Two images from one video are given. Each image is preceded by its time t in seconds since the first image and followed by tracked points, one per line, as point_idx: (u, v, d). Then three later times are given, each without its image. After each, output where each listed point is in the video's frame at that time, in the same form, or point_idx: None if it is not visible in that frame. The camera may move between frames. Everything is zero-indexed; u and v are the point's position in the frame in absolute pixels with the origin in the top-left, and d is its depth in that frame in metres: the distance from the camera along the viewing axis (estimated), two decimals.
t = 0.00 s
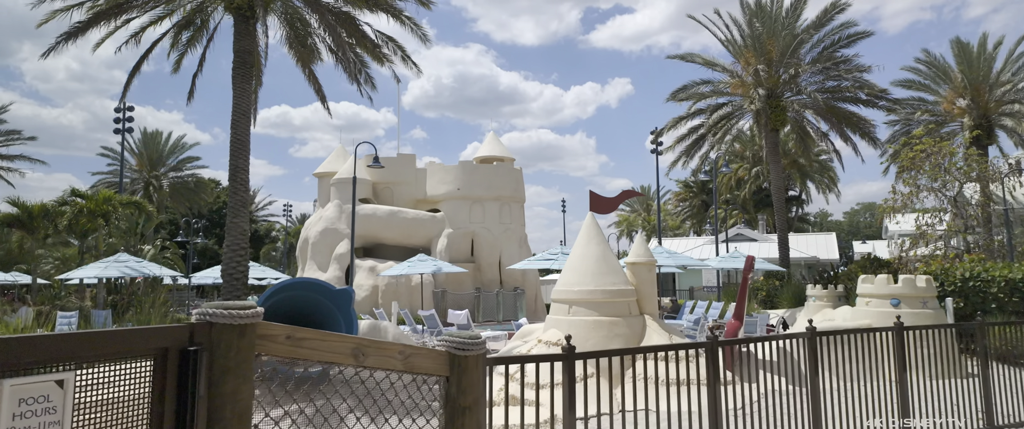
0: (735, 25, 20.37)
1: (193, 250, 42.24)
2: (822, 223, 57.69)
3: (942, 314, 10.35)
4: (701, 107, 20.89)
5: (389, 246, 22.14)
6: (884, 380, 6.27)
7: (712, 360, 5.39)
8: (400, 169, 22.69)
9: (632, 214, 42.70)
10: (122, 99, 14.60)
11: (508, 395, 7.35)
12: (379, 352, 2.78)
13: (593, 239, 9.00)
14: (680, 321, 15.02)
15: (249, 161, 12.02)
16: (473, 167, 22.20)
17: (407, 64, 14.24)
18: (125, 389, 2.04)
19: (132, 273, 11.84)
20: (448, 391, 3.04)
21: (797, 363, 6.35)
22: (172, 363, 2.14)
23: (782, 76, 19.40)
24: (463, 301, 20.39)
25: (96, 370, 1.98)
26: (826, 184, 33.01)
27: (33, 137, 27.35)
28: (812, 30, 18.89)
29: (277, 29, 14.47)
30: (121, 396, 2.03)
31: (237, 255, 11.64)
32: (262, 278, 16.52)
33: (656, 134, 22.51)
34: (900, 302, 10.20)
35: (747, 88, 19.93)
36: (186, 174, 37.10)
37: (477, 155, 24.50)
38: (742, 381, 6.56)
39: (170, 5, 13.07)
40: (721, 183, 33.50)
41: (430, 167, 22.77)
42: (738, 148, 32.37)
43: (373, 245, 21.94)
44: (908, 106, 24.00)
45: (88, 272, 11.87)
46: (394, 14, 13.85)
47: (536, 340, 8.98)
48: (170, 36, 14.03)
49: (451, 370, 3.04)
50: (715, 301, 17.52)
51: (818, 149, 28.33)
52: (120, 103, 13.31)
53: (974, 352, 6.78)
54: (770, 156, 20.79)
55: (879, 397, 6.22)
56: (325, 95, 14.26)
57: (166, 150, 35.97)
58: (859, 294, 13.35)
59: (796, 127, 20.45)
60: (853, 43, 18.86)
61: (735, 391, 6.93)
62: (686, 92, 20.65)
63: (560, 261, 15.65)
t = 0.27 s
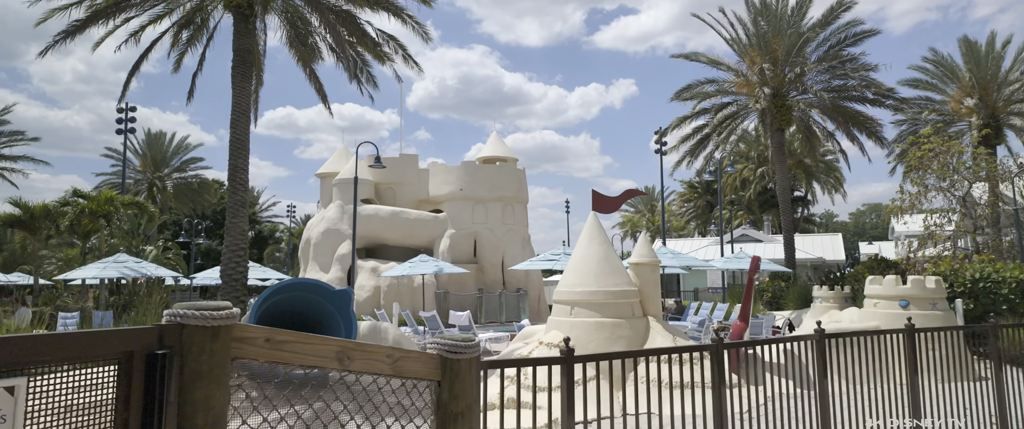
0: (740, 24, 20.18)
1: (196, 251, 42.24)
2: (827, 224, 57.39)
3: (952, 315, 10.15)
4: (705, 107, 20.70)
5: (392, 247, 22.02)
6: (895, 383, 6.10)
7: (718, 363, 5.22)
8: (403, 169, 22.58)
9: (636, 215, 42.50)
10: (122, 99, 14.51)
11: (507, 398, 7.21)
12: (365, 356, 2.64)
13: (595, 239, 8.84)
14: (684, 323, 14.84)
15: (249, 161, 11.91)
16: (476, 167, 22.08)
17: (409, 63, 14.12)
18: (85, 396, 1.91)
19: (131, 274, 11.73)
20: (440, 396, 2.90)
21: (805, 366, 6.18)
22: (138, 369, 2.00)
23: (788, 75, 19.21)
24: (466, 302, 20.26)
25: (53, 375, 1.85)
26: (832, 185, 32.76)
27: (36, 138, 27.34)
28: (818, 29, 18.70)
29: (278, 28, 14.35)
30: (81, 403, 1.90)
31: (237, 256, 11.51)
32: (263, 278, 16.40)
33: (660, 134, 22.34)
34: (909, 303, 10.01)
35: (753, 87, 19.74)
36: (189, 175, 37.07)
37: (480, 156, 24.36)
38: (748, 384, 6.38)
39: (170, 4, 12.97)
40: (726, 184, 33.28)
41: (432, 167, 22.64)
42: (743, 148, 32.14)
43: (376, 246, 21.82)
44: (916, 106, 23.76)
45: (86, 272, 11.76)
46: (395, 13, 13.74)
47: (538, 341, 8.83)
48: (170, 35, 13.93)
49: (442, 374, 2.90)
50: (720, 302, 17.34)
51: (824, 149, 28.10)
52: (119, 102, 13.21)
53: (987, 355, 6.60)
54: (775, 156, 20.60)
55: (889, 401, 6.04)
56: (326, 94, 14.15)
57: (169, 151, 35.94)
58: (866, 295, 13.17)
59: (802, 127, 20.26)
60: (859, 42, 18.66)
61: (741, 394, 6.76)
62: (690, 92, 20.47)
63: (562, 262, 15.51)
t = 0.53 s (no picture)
0: (745, 22, 19.96)
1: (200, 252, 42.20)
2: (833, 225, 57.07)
3: (963, 317, 9.94)
4: (710, 105, 20.49)
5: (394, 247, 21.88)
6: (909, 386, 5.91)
7: (727, 365, 5.03)
8: (405, 169, 22.44)
9: (640, 216, 42.28)
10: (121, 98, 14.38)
11: (509, 401, 7.04)
12: (352, 360, 2.48)
13: (599, 238, 8.67)
14: (689, 324, 14.64)
15: (248, 160, 11.77)
16: (478, 167, 21.93)
17: (410, 61, 13.97)
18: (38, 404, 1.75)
19: (129, 274, 11.60)
20: (432, 402, 2.73)
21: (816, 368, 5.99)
22: (99, 375, 1.84)
23: (794, 74, 19.00)
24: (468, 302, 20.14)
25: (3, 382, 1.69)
26: (837, 185, 32.49)
27: (39, 138, 27.28)
28: (824, 26, 18.47)
29: (278, 26, 14.21)
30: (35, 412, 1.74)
31: (236, 255, 11.36)
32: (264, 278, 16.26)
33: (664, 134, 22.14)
34: (919, 304, 9.80)
35: (758, 86, 19.53)
36: (193, 175, 37.01)
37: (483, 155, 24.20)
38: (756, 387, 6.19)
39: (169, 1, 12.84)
40: (731, 184, 33.04)
41: (435, 167, 22.50)
42: (748, 148, 31.90)
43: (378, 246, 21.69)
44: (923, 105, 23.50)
45: (85, 272, 11.63)
46: (397, 10, 13.59)
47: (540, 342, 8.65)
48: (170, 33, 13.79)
49: (435, 379, 2.73)
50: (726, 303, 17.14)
51: (830, 149, 27.86)
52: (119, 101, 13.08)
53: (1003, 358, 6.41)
54: (781, 155, 20.38)
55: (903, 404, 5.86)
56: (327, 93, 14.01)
57: (173, 152, 35.87)
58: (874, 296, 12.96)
59: (808, 126, 20.04)
60: (867, 40, 18.43)
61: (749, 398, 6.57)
62: (695, 90, 20.25)
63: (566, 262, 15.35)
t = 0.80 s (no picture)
0: (749, 21, 19.76)
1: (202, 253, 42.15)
2: (836, 225, 56.85)
3: (972, 319, 9.75)
4: (714, 105, 20.31)
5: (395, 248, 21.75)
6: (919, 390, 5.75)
7: (731, 369, 4.86)
8: (406, 169, 22.30)
9: (643, 216, 42.11)
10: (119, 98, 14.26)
11: (508, 404, 6.90)
12: (335, 369, 2.32)
13: (601, 239, 8.51)
14: (693, 325, 14.47)
15: (246, 159, 11.64)
16: (480, 167, 21.77)
17: (410, 59, 13.83)
18: None
19: (126, 275, 11.48)
20: (422, 411, 2.57)
21: (822, 372, 5.82)
22: (50, 386, 1.69)
23: (798, 73, 18.82)
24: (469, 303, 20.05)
25: None
26: (841, 185, 32.27)
27: (39, 138, 27.21)
28: (829, 25, 18.28)
29: (277, 24, 14.06)
30: None
31: (233, 256, 11.25)
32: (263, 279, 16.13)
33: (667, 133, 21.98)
34: (927, 306, 9.63)
35: (762, 85, 19.34)
36: (194, 176, 36.92)
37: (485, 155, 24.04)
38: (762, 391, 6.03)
39: None
40: (734, 184, 32.84)
41: (436, 167, 22.36)
42: (752, 148, 31.69)
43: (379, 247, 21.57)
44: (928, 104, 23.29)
45: (81, 273, 11.50)
46: (396, 8, 13.45)
47: (541, 344, 8.49)
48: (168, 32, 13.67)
49: (425, 387, 2.57)
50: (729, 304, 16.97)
51: (834, 149, 27.68)
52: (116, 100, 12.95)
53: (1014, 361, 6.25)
54: (785, 155, 20.20)
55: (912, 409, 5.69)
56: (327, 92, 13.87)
57: (175, 152, 35.78)
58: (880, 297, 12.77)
59: (813, 126, 19.85)
60: (872, 39, 18.24)
61: (753, 401, 6.41)
62: (698, 90, 20.06)
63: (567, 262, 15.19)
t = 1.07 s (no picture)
0: (750, 20, 19.60)
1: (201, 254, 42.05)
2: (838, 225, 56.64)
3: (977, 320, 9.58)
4: (715, 104, 20.14)
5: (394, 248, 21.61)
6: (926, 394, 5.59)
7: (732, 372, 4.70)
8: (405, 170, 22.16)
9: (644, 217, 41.93)
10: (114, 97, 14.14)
11: (504, 407, 6.76)
12: (308, 373, 2.18)
13: (600, 238, 8.36)
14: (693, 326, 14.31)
15: (241, 159, 11.51)
16: (479, 167, 21.63)
17: (408, 58, 13.70)
18: None
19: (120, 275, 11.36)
20: (403, 417, 2.42)
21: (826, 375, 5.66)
22: None
23: (800, 71, 18.65)
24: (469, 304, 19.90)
25: None
26: (844, 186, 32.06)
27: (38, 139, 27.12)
28: (831, 23, 18.11)
29: (274, 23, 13.93)
30: None
31: (228, 256, 11.12)
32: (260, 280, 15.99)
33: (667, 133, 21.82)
34: (932, 306, 9.45)
35: (764, 84, 19.18)
36: (194, 177, 36.82)
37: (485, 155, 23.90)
38: (764, 393, 5.87)
39: None
40: (736, 185, 32.66)
41: (436, 167, 22.22)
42: (753, 148, 31.50)
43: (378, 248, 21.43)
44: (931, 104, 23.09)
45: (74, 273, 11.38)
46: (394, 6, 13.32)
47: (538, 346, 8.34)
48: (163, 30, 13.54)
49: (405, 392, 2.42)
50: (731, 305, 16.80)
51: (836, 149, 27.50)
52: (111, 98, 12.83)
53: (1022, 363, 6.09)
54: (787, 155, 20.04)
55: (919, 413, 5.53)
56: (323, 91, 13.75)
57: (174, 153, 35.69)
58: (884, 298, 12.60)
59: (815, 125, 19.68)
60: (874, 37, 18.08)
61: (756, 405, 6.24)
62: (699, 89, 19.89)
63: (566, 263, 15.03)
